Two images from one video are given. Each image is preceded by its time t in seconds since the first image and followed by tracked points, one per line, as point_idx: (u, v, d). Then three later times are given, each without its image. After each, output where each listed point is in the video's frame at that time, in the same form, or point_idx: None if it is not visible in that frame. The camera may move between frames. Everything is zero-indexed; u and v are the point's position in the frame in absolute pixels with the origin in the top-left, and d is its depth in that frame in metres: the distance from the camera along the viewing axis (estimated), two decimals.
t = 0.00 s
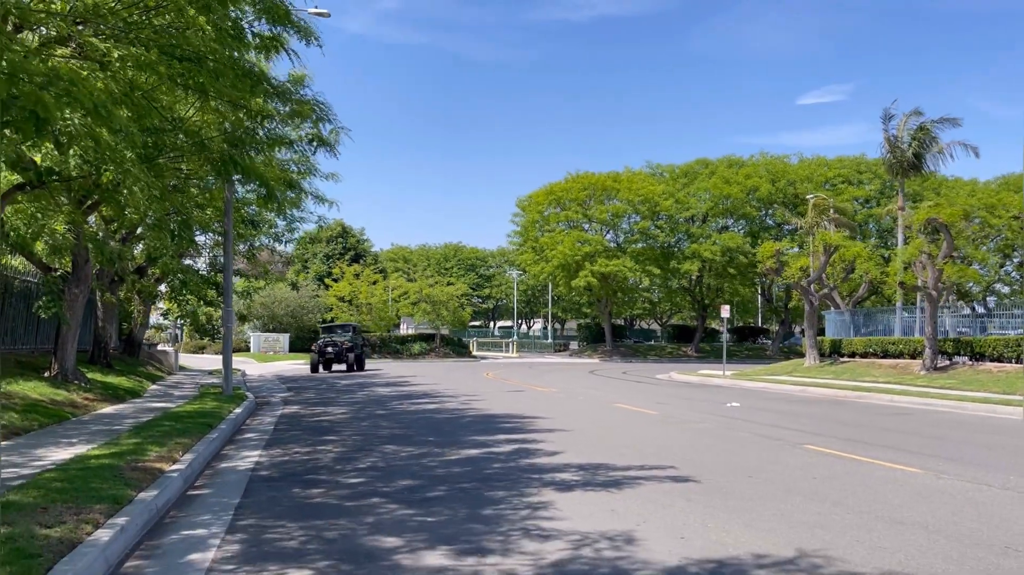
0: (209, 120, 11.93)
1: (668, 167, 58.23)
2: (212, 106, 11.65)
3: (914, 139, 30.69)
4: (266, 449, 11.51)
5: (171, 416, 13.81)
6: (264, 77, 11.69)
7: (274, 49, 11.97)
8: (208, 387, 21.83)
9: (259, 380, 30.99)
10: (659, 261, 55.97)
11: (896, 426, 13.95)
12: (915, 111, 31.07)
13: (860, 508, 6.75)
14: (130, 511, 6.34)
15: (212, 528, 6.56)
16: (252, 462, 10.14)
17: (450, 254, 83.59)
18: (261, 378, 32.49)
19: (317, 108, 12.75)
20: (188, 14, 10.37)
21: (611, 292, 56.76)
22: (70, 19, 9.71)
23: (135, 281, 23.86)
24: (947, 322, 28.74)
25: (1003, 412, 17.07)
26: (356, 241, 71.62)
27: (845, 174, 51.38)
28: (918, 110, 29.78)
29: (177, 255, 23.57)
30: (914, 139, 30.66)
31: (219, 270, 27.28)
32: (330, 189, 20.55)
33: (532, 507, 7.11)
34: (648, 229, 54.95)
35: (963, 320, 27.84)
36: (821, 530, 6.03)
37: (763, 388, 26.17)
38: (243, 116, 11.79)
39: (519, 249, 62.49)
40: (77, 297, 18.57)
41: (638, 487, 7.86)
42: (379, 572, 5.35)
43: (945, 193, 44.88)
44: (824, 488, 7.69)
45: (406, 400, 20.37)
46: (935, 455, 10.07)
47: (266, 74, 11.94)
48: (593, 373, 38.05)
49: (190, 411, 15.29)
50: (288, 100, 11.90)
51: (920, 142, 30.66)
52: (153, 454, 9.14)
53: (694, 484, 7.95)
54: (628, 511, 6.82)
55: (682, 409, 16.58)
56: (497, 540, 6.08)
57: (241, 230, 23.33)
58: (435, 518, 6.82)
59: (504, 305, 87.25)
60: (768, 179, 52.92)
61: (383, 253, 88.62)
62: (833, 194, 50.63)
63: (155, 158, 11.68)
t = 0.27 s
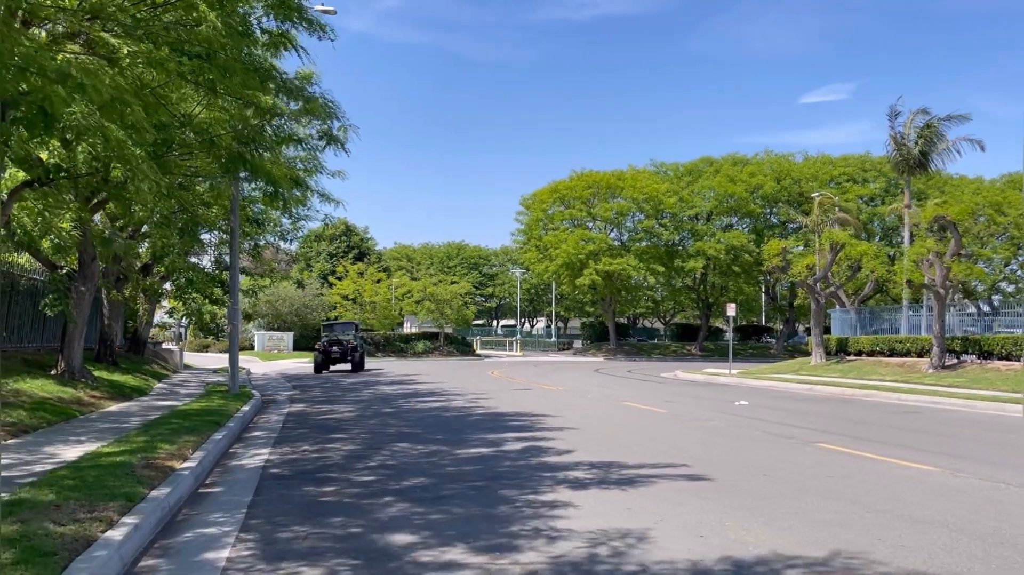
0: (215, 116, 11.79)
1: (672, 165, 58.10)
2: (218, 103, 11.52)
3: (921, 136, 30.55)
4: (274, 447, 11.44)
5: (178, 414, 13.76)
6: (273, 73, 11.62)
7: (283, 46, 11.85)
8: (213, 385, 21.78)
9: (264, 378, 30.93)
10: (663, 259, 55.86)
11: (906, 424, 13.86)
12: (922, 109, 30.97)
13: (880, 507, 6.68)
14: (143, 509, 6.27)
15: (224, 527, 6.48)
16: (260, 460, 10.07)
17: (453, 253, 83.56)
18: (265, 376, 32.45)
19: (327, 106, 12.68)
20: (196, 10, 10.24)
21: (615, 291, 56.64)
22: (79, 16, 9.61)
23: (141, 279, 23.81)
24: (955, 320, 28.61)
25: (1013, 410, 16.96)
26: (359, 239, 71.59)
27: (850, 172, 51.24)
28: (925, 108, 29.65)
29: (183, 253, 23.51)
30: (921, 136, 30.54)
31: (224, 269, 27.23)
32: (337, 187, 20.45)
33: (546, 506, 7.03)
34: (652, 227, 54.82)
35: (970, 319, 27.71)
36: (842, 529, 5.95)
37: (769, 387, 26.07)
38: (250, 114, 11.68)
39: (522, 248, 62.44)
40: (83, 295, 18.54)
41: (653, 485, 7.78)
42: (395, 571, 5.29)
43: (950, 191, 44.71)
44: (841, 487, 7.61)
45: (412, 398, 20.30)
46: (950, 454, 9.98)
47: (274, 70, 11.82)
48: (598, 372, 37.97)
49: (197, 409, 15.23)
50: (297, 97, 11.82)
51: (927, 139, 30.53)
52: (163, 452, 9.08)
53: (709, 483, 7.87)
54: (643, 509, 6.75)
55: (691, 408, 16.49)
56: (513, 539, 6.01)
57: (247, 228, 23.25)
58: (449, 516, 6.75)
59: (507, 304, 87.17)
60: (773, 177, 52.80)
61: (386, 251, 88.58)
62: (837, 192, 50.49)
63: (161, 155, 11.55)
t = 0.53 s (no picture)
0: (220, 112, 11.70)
1: (674, 163, 57.99)
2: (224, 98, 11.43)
3: (926, 133, 30.45)
4: (281, 444, 11.40)
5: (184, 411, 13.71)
6: (279, 68, 11.52)
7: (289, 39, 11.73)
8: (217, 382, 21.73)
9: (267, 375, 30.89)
10: (665, 257, 55.76)
11: (914, 421, 13.80)
12: (927, 107, 30.89)
13: (896, 504, 6.63)
14: (154, 506, 6.23)
15: (234, 524, 6.44)
16: (268, 457, 10.03)
17: (454, 251, 83.51)
18: (268, 374, 32.39)
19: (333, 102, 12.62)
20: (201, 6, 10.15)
21: (617, 288, 56.53)
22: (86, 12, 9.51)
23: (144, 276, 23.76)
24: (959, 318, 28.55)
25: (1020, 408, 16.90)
26: (361, 237, 71.53)
27: (853, 170, 51.15)
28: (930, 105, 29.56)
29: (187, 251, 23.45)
30: (926, 133, 30.43)
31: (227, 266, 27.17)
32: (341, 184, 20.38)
33: (558, 503, 6.99)
34: (655, 225, 54.69)
35: (975, 316, 27.65)
36: (858, 526, 5.91)
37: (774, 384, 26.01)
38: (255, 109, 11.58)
39: (524, 246, 62.39)
40: (87, 292, 18.49)
41: (664, 482, 7.74)
42: (410, 567, 5.25)
43: (953, 189, 44.62)
44: (855, 484, 7.56)
45: (417, 395, 20.25)
46: (961, 451, 9.93)
47: (280, 65, 11.72)
48: (601, 369, 37.91)
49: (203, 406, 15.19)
50: (305, 93, 11.76)
51: (932, 136, 30.43)
52: (171, 449, 9.03)
53: (721, 480, 7.83)
54: (657, 506, 6.70)
55: (696, 405, 16.45)
56: (527, 536, 5.96)
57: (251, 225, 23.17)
58: (461, 514, 6.70)
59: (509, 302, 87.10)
60: (776, 175, 52.69)
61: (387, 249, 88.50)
62: (841, 190, 50.38)
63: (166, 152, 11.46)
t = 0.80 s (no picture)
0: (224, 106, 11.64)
1: (675, 159, 57.94)
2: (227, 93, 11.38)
3: (928, 129, 30.42)
4: (287, 439, 11.40)
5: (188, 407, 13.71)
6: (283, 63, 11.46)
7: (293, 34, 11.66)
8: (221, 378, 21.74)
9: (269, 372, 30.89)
10: (666, 253, 55.75)
11: (919, 417, 13.79)
12: (929, 103, 30.85)
13: (906, 499, 6.62)
14: (164, 501, 6.22)
15: (244, 519, 6.43)
16: (275, 452, 10.03)
17: (455, 248, 83.53)
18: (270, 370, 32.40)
19: (337, 95, 12.59)
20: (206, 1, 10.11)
21: (618, 284, 56.52)
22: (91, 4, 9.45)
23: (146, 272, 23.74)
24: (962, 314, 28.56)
25: None
26: (362, 233, 71.51)
27: (854, 166, 51.11)
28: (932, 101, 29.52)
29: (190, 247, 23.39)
30: (928, 129, 30.39)
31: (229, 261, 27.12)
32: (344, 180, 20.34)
33: (568, 498, 6.99)
34: (655, 221, 54.68)
35: (978, 312, 27.65)
36: (870, 521, 5.91)
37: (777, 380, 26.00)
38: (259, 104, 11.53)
39: (524, 242, 62.38)
40: (91, 288, 18.48)
41: (673, 477, 7.73)
42: (423, 562, 5.25)
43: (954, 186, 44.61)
44: (864, 479, 7.55)
45: (420, 391, 20.25)
46: (968, 446, 9.92)
47: (285, 60, 11.66)
48: (602, 366, 37.92)
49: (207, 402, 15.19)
50: (309, 87, 11.72)
51: (934, 131, 30.39)
52: (178, 444, 9.02)
53: (730, 475, 7.82)
54: (667, 501, 6.70)
55: (701, 401, 16.43)
56: (538, 530, 5.96)
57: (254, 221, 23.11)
58: (471, 509, 6.70)
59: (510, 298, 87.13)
60: (777, 171, 52.65)
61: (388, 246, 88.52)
62: (842, 186, 50.35)
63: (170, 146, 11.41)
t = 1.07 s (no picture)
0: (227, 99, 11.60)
1: (675, 154, 57.86)
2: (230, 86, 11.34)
3: (929, 124, 30.40)
4: (292, 433, 11.40)
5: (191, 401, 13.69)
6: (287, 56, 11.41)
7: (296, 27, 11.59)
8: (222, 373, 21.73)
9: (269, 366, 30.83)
10: (666, 249, 55.72)
11: (922, 411, 13.79)
12: (930, 98, 30.81)
13: (915, 492, 6.62)
14: (174, 495, 6.22)
15: (254, 512, 6.43)
16: (280, 446, 10.02)
17: (453, 243, 83.48)
18: (270, 365, 32.36)
19: (340, 89, 12.51)
20: None
21: (617, 280, 56.47)
22: None
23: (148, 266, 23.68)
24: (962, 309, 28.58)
25: None
26: (361, 228, 71.41)
27: (854, 162, 51.09)
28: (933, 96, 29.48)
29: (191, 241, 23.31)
30: (929, 124, 30.37)
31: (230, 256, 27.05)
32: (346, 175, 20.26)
33: (578, 491, 6.99)
34: (655, 216, 54.61)
35: (978, 307, 27.64)
36: (881, 514, 5.91)
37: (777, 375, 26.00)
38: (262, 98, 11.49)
39: (523, 237, 62.37)
40: (93, 283, 18.46)
41: (681, 471, 7.74)
42: (435, 555, 5.26)
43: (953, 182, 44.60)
44: (873, 473, 7.54)
45: (422, 386, 20.26)
46: (973, 440, 9.92)
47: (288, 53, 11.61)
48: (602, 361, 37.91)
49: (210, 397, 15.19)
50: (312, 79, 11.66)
51: (935, 127, 30.36)
52: (185, 438, 9.01)
53: (738, 468, 7.83)
54: (677, 494, 6.70)
55: (703, 396, 16.44)
56: (549, 524, 5.97)
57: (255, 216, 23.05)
58: (481, 502, 6.70)
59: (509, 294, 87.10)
60: (777, 166, 52.59)
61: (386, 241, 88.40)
62: (842, 182, 50.31)
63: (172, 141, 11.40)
